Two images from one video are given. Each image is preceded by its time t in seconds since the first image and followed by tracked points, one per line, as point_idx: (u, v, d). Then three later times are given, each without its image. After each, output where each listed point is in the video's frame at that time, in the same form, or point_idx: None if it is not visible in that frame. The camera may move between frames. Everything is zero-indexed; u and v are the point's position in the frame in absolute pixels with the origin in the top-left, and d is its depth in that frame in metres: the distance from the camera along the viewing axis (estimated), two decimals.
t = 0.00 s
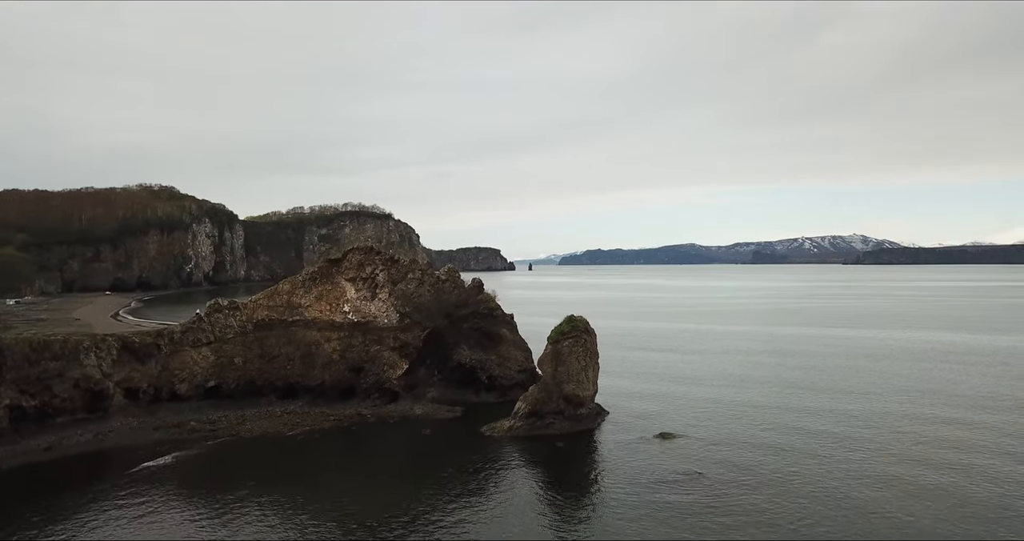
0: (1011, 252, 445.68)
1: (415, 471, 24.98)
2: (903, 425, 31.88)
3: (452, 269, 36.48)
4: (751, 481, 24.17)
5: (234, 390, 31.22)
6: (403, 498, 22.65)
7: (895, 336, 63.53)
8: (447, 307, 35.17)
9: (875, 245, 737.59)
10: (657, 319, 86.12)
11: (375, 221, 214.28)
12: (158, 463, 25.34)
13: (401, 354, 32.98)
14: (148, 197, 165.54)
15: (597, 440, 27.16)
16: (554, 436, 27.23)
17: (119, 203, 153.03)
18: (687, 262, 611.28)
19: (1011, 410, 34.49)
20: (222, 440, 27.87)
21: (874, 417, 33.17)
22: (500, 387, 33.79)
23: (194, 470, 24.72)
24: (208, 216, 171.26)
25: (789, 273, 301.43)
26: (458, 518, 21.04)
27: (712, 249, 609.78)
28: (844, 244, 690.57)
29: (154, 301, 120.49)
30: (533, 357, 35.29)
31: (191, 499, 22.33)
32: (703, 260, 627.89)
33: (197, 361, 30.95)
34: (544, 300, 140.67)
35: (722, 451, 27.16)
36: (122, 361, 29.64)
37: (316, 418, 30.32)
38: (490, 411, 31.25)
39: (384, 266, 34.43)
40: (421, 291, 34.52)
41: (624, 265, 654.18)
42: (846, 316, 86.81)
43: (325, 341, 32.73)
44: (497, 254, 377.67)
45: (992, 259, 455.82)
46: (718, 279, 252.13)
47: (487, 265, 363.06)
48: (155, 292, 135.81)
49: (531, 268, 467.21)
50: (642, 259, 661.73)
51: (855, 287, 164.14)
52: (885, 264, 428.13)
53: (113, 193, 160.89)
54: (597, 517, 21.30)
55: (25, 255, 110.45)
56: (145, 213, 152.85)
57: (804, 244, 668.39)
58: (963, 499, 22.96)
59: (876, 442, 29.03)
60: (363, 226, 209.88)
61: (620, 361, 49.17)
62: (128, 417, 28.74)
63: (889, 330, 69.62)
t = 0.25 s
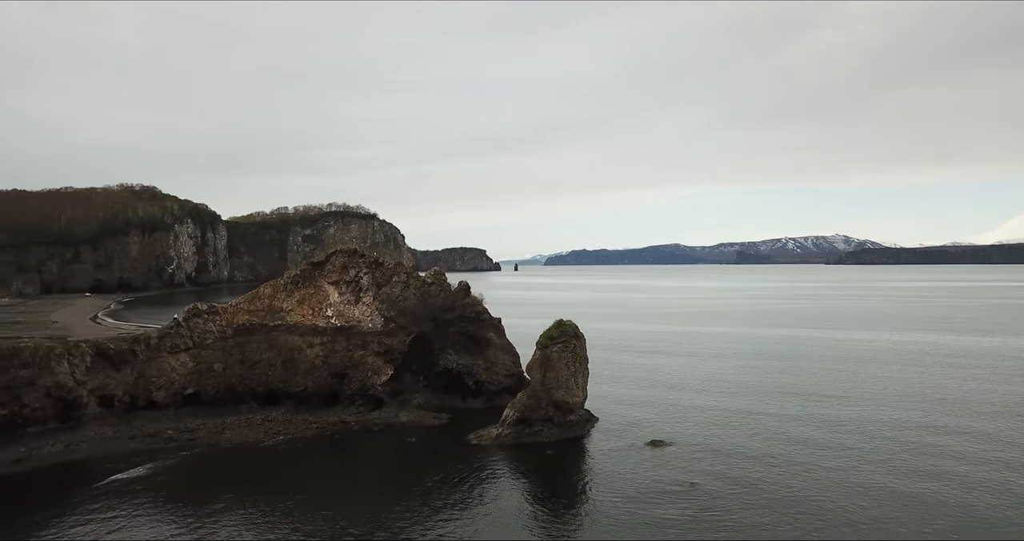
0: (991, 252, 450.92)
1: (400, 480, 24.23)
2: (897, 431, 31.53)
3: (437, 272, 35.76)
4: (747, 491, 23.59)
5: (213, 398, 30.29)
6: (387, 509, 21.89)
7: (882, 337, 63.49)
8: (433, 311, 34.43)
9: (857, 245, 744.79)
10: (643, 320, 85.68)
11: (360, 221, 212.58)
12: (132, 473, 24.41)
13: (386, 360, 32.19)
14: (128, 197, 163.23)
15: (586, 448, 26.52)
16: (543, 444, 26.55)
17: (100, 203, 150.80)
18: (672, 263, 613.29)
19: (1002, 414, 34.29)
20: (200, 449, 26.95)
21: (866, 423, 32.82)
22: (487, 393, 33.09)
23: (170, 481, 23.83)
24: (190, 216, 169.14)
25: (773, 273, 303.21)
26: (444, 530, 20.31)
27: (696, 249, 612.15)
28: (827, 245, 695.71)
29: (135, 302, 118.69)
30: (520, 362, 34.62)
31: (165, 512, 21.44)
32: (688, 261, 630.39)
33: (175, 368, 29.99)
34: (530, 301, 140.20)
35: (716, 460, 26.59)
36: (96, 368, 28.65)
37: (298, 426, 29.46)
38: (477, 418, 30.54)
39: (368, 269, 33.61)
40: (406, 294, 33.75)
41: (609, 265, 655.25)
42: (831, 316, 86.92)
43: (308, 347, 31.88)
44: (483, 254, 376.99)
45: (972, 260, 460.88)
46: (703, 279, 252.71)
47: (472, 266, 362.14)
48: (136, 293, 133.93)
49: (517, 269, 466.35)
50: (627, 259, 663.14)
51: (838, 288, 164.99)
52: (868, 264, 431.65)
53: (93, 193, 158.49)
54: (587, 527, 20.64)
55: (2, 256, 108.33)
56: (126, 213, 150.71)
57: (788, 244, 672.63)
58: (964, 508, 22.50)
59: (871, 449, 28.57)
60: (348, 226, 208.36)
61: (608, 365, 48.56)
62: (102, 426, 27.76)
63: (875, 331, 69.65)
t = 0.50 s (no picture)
0: (970, 252, 456.51)
1: (383, 491, 23.46)
2: (889, 437, 31.13)
3: (422, 275, 34.98)
4: (740, 501, 23.00)
5: (191, 405, 29.34)
6: (369, 521, 21.11)
7: (868, 339, 63.50)
8: (418, 315, 33.66)
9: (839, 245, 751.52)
10: (629, 321, 85.36)
11: (343, 221, 211.04)
12: (103, 485, 23.44)
13: (369, 366, 31.39)
14: (108, 196, 160.75)
15: (575, 456, 25.88)
16: (531, 452, 25.86)
17: (78, 203, 148.37)
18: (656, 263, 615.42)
19: (993, 420, 34.00)
20: (176, 459, 26.03)
21: (857, 429, 32.42)
22: (473, 399, 32.37)
23: (143, 494, 22.90)
24: (171, 216, 166.93)
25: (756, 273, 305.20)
26: None
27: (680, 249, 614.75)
28: (808, 245, 701.33)
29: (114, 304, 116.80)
30: (507, 367, 33.92)
31: (137, 527, 20.53)
32: (672, 261, 632.91)
33: (151, 374, 29.01)
34: (515, 302, 139.67)
35: (707, 468, 26.01)
36: (68, 376, 27.62)
37: (278, 435, 28.59)
38: (463, 425, 29.82)
39: (350, 272, 32.77)
40: (390, 298, 32.96)
41: (593, 265, 656.37)
42: (816, 317, 87.03)
43: (289, 352, 31.01)
44: (468, 255, 376.13)
45: (951, 260, 466.43)
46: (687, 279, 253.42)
47: (456, 266, 361.13)
48: (115, 294, 131.87)
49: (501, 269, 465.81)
50: (611, 259, 664.54)
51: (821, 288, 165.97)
52: (849, 265, 435.43)
53: (71, 193, 155.93)
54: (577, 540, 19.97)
55: None
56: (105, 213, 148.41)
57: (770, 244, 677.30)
58: (961, 517, 22.06)
59: (863, 456, 28.13)
60: (331, 227, 206.73)
61: (596, 368, 48.00)
62: (74, 436, 26.73)
63: (860, 332, 69.75)
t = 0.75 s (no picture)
0: (950, 252, 461.73)
1: (367, 503, 22.69)
2: (880, 442, 30.76)
3: (406, 278, 34.22)
4: (732, 509, 22.41)
5: (168, 413, 28.40)
6: (351, 534, 20.32)
7: (854, 340, 63.42)
8: (403, 319, 32.91)
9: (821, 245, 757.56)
10: (615, 322, 84.91)
11: (327, 221, 209.36)
12: (73, 499, 22.46)
13: (352, 372, 30.61)
14: (86, 196, 158.22)
15: (564, 465, 25.22)
16: (519, 461, 25.15)
17: (56, 204, 145.90)
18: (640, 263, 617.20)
19: (984, 423, 33.73)
20: (151, 470, 25.09)
21: (848, 433, 32.07)
22: (459, 406, 31.65)
23: (116, 507, 21.95)
24: (151, 217, 164.62)
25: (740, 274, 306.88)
26: None
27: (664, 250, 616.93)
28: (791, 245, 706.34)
29: (94, 306, 114.94)
30: (493, 373, 33.24)
31: None
32: (656, 261, 634.83)
33: (126, 382, 28.04)
34: (500, 302, 138.99)
35: (699, 476, 25.47)
36: (39, 384, 26.63)
37: (258, 444, 27.70)
38: (450, 433, 29.10)
39: (332, 276, 31.96)
40: (374, 302, 32.16)
41: (578, 265, 657.10)
42: (801, 319, 87.03)
43: (270, 358, 30.12)
44: (452, 255, 375.02)
45: (931, 260, 471.49)
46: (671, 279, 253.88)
47: (441, 266, 359.85)
48: (95, 296, 129.76)
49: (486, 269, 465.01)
50: (596, 260, 665.64)
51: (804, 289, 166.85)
52: (831, 265, 438.77)
53: (49, 193, 153.34)
54: None
55: None
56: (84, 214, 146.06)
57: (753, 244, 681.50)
58: (956, 525, 21.59)
59: (856, 462, 27.73)
60: (314, 227, 205.01)
61: (583, 372, 47.37)
62: (45, 448, 25.74)
63: (846, 333, 69.78)
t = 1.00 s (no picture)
0: (929, 252, 466.68)
1: (349, 515, 21.88)
2: (873, 448, 30.35)
3: (391, 281, 33.35)
4: (726, 521, 21.78)
5: (143, 422, 27.45)
6: None
7: (841, 342, 63.33)
8: (388, 324, 32.11)
9: (803, 246, 763.49)
10: (602, 324, 84.52)
11: (311, 221, 207.73)
12: (40, 514, 21.47)
13: (335, 378, 29.80)
14: (65, 196, 155.76)
15: (554, 474, 24.55)
16: (508, 470, 24.44)
17: (34, 203, 143.39)
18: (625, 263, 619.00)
19: (975, 429, 33.44)
20: (124, 482, 24.13)
21: (839, 438, 31.64)
22: (446, 412, 30.91)
23: (85, 522, 21.00)
24: (132, 217, 162.47)
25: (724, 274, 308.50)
26: None
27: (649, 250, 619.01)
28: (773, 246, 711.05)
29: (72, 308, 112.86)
30: (481, 378, 32.52)
31: None
32: (640, 261, 636.81)
33: (100, 390, 27.09)
34: (485, 303, 138.42)
35: (691, 485, 24.84)
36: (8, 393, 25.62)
37: (237, 453, 26.81)
38: (436, 441, 28.35)
39: (315, 279, 31.11)
40: (359, 306, 31.35)
41: (563, 265, 657.74)
42: (787, 320, 87.10)
43: (250, 364, 29.23)
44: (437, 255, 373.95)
45: (912, 260, 476.40)
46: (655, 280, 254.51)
47: (426, 266, 358.69)
48: (73, 298, 127.56)
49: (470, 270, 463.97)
50: (580, 260, 666.57)
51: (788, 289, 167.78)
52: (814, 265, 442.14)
53: (27, 192, 150.64)
54: None
55: None
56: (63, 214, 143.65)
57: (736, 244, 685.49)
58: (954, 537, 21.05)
59: (849, 469, 27.27)
60: (298, 228, 203.24)
61: (570, 376, 46.78)
62: (13, 460, 24.73)
63: (832, 334, 69.76)
